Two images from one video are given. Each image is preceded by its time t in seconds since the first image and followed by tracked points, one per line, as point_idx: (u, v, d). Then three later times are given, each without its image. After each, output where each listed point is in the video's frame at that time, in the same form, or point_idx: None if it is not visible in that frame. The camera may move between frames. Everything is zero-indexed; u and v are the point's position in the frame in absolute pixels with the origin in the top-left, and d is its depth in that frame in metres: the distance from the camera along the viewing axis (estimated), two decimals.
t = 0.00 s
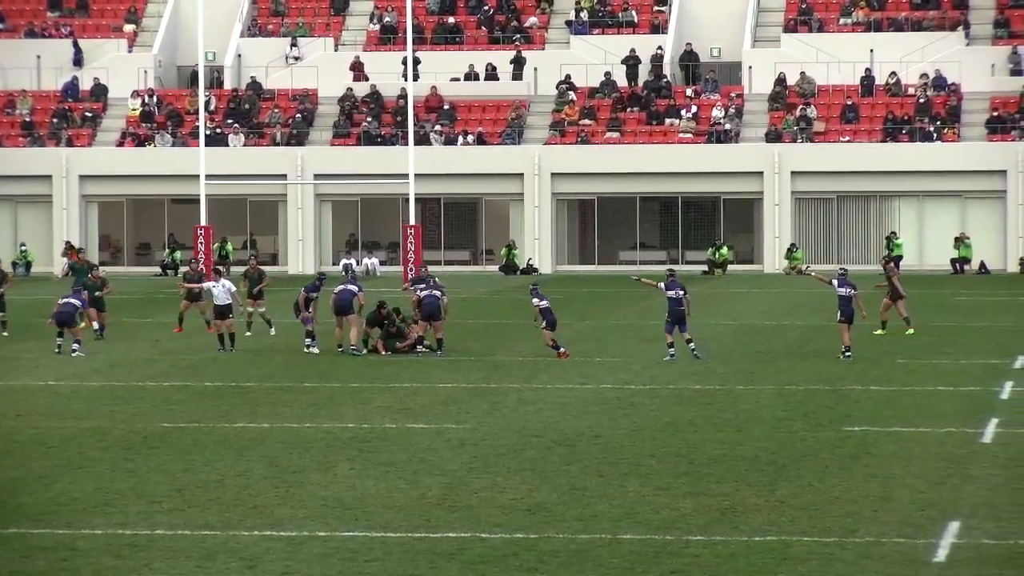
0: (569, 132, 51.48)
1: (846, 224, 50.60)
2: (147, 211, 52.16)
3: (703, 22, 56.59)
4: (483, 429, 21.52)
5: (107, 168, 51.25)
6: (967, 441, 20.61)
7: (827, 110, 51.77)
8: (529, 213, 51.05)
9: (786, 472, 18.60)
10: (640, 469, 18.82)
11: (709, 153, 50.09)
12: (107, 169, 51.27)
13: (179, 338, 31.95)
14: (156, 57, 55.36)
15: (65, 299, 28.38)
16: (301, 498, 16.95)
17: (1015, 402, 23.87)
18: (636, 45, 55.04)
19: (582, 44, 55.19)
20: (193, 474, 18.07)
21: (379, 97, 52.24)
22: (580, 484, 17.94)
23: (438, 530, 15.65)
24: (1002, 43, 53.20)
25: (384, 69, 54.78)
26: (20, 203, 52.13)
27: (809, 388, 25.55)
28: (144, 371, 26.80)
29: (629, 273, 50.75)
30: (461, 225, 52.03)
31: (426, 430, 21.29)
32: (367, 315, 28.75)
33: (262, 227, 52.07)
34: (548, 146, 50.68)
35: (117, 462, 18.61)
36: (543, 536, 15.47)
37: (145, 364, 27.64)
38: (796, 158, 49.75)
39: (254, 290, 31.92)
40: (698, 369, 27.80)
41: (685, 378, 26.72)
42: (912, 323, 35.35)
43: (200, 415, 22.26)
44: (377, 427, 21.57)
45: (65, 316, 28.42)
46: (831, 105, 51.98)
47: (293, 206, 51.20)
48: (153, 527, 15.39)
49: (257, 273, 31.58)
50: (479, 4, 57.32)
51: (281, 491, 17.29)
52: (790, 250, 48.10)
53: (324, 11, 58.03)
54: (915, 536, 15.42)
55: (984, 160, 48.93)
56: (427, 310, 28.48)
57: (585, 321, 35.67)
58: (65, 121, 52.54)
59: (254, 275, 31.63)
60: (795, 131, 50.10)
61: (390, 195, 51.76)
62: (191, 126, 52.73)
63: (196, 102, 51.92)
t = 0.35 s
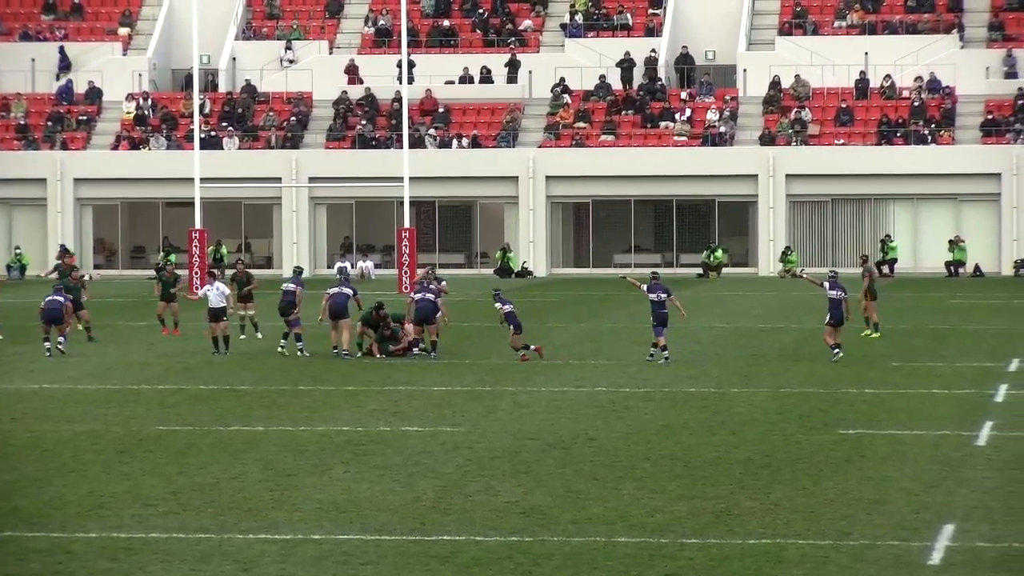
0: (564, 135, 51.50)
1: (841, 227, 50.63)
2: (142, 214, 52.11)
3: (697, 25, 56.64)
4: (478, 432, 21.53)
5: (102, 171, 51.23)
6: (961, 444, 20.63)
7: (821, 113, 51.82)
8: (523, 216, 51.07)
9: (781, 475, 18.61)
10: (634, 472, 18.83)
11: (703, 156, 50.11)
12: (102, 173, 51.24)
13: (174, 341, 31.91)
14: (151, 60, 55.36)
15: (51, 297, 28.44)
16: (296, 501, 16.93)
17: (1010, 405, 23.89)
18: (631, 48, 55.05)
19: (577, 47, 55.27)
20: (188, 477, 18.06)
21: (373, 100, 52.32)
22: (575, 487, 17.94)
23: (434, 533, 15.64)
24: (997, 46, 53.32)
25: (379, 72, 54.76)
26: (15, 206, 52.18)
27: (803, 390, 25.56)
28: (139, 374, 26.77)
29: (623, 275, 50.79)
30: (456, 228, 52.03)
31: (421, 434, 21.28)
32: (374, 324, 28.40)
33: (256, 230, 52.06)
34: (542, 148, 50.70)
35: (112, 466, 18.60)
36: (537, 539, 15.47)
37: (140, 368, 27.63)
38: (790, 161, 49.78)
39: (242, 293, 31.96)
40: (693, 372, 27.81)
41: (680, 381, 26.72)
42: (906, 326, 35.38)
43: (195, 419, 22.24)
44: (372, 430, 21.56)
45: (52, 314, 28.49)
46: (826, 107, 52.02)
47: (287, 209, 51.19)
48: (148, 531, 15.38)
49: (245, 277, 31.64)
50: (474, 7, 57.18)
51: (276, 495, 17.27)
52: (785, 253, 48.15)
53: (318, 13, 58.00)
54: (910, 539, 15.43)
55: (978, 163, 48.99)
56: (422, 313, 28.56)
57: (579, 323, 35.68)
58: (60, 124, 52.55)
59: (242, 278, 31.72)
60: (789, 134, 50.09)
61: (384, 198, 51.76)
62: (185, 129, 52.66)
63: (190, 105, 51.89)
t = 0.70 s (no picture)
0: (557, 138, 51.38)
1: (835, 230, 50.64)
2: (135, 217, 52.17)
3: (691, 29, 56.72)
4: (471, 435, 21.53)
5: (96, 174, 51.26)
6: (955, 447, 20.64)
7: (815, 116, 51.88)
8: (517, 219, 51.04)
9: (774, 478, 18.61)
10: (628, 475, 18.81)
11: (697, 160, 50.14)
12: (96, 175, 51.28)
13: (166, 344, 31.87)
14: (144, 63, 55.35)
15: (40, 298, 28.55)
16: (289, 505, 16.91)
17: (1002, 408, 23.92)
18: (624, 52, 55.07)
19: (570, 51, 55.11)
20: (181, 481, 18.03)
21: (367, 103, 52.11)
22: (569, 491, 17.92)
23: (428, 536, 15.62)
24: (990, 49, 53.32)
25: (372, 75, 54.80)
26: (8, 208, 52.10)
27: (796, 394, 25.56)
28: (131, 377, 26.74)
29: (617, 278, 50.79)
30: (450, 232, 52.00)
31: (414, 437, 21.26)
32: (369, 309, 28.14)
33: (250, 233, 52.00)
34: (535, 151, 50.73)
35: (104, 469, 18.56)
36: (532, 542, 15.45)
37: (133, 371, 27.58)
38: (783, 165, 49.80)
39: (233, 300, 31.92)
40: (686, 375, 27.80)
41: (673, 384, 26.71)
42: (899, 330, 35.42)
43: (188, 422, 22.20)
44: (366, 434, 21.54)
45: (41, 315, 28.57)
46: (819, 111, 52.06)
47: (280, 212, 51.17)
48: (141, 534, 15.35)
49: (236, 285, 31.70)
50: (467, 10, 57.17)
51: (270, 498, 17.25)
52: (779, 256, 48.15)
53: (312, 17, 58.03)
54: (903, 542, 15.44)
55: (971, 168, 49.04)
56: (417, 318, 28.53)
57: (572, 327, 35.67)
58: (54, 127, 52.48)
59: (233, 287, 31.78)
60: (783, 138, 50.08)
61: (378, 201, 51.75)
62: (178, 132, 52.65)
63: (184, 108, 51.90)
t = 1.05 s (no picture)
0: (638, 139, 51.34)
1: (918, 232, 50.15)
2: (216, 218, 52.60)
3: (771, 30, 56.44)
4: (552, 437, 21.53)
5: (178, 175, 51.81)
6: None
7: (895, 118, 51.40)
8: (598, 221, 50.94)
9: (857, 480, 18.45)
10: (710, 477, 18.74)
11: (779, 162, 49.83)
12: (178, 177, 51.83)
13: (248, 346, 32.17)
14: (225, 65, 55.75)
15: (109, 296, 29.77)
16: (371, 505, 17.00)
17: None
18: (704, 53, 54.82)
19: (649, 52, 54.66)
20: (264, 481, 18.18)
21: (447, 104, 52.40)
22: (650, 492, 17.87)
23: (510, 537, 15.64)
24: None
25: (453, 76, 55.03)
26: (89, 211, 52.66)
27: (879, 396, 25.33)
28: (213, 378, 27.02)
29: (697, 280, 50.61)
30: (530, 234, 52.02)
31: (495, 438, 21.29)
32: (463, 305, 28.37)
33: (331, 234, 52.31)
34: (615, 153, 50.63)
35: (187, 469, 18.76)
36: (613, 544, 15.43)
37: (216, 372, 27.87)
38: (864, 167, 49.40)
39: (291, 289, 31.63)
40: (767, 377, 27.66)
41: (754, 386, 26.56)
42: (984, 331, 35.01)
43: (270, 423, 22.39)
44: (447, 434, 21.60)
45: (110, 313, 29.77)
46: (899, 113, 51.58)
47: (362, 213, 51.48)
48: (225, 534, 15.49)
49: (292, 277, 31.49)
50: (547, 12, 57.12)
51: (352, 499, 17.36)
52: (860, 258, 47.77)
53: (392, 18, 58.24)
54: (990, 546, 15.25)
55: None
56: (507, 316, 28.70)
57: (652, 329, 35.60)
58: (135, 129, 53.03)
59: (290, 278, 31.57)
60: (864, 140, 49.65)
61: (460, 202, 51.93)
62: (260, 133, 52.93)
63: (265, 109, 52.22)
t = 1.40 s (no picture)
0: (744, 145, 50.97)
1: None
2: (323, 224, 53.27)
3: (879, 33, 55.83)
4: (658, 442, 21.50)
5: (286, 181, 52.44)
6: None
7: (1005, 121, 50.65)
8: (704, 226, 50.77)
9: (967, 485, 18.22)
10: (817, 482, 18.61)
11: (887, 167, 49.33)
12: (285, 183, 52.45)
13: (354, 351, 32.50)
14: (332, 71, 56.28)
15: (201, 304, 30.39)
16: (478, 511, 17.11)
17: None
18: (812, 56, 54.39)
19: (755, 55, 54.57)
20: (371, 487, 18.37)
21: (553, 110, 52.66)
22: (756, 498, 17.79)
23: (617, 543, 15.67)
24: None
25: (560, 82, 55.13)
26: (197, 217, 53.58)
27: (990, 401, 24.98)
28: (320, 384, 27.35)
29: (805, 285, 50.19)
30: (636, 240, 51.89)
31: (601, 444, 21.32)
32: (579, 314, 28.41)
33: (438, 240, 52.63)
34: (722, 157, 50.36)
35: (294, 475, 19.02)
36: (720, 549, 15.38)
37: (323, 378, 28.19)
38: (973, 171, 48.73)
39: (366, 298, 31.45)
40: (875, 382, 27.37)
41: (862, 391, 26.31)
42: None
43: (376, 428, 22.61)
44: (553, 440, 21.67)
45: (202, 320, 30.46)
46: (1008, 116, 50.84)
47: (469, 219, 51.75)
48: (332, 540, 15.69)
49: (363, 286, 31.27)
50: (653, 17, 57.08)
51: (459, 504, 17.49)
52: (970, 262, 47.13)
53: (498, 24, 58.56)
54: None
55: None
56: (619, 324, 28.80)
57: (758, 334, 35.37)
58: (242, 135, 53.69)
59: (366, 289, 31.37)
60: (971, 143, 49.05)
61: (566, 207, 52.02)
62: (366, 139, 53.59)
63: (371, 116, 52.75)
